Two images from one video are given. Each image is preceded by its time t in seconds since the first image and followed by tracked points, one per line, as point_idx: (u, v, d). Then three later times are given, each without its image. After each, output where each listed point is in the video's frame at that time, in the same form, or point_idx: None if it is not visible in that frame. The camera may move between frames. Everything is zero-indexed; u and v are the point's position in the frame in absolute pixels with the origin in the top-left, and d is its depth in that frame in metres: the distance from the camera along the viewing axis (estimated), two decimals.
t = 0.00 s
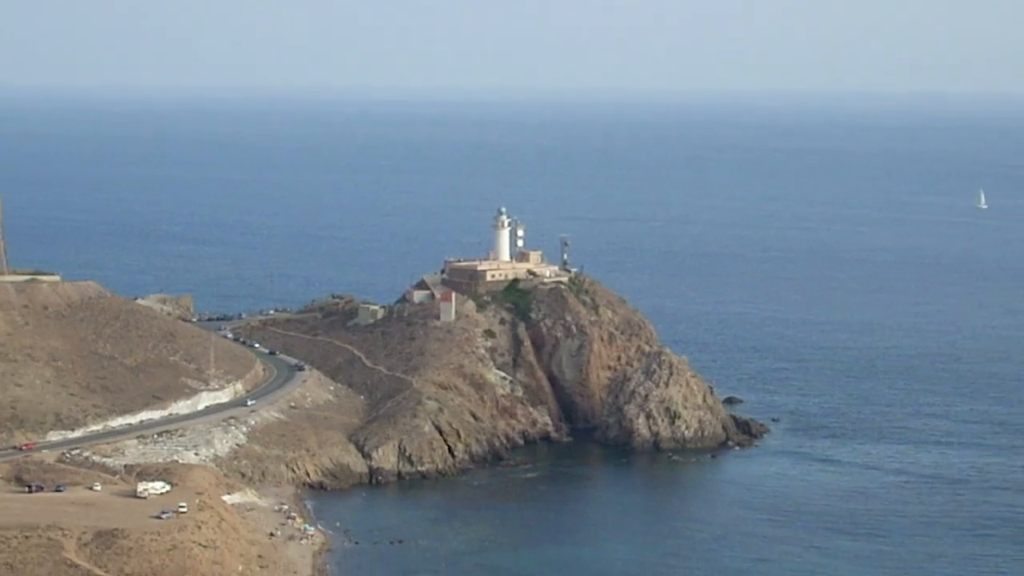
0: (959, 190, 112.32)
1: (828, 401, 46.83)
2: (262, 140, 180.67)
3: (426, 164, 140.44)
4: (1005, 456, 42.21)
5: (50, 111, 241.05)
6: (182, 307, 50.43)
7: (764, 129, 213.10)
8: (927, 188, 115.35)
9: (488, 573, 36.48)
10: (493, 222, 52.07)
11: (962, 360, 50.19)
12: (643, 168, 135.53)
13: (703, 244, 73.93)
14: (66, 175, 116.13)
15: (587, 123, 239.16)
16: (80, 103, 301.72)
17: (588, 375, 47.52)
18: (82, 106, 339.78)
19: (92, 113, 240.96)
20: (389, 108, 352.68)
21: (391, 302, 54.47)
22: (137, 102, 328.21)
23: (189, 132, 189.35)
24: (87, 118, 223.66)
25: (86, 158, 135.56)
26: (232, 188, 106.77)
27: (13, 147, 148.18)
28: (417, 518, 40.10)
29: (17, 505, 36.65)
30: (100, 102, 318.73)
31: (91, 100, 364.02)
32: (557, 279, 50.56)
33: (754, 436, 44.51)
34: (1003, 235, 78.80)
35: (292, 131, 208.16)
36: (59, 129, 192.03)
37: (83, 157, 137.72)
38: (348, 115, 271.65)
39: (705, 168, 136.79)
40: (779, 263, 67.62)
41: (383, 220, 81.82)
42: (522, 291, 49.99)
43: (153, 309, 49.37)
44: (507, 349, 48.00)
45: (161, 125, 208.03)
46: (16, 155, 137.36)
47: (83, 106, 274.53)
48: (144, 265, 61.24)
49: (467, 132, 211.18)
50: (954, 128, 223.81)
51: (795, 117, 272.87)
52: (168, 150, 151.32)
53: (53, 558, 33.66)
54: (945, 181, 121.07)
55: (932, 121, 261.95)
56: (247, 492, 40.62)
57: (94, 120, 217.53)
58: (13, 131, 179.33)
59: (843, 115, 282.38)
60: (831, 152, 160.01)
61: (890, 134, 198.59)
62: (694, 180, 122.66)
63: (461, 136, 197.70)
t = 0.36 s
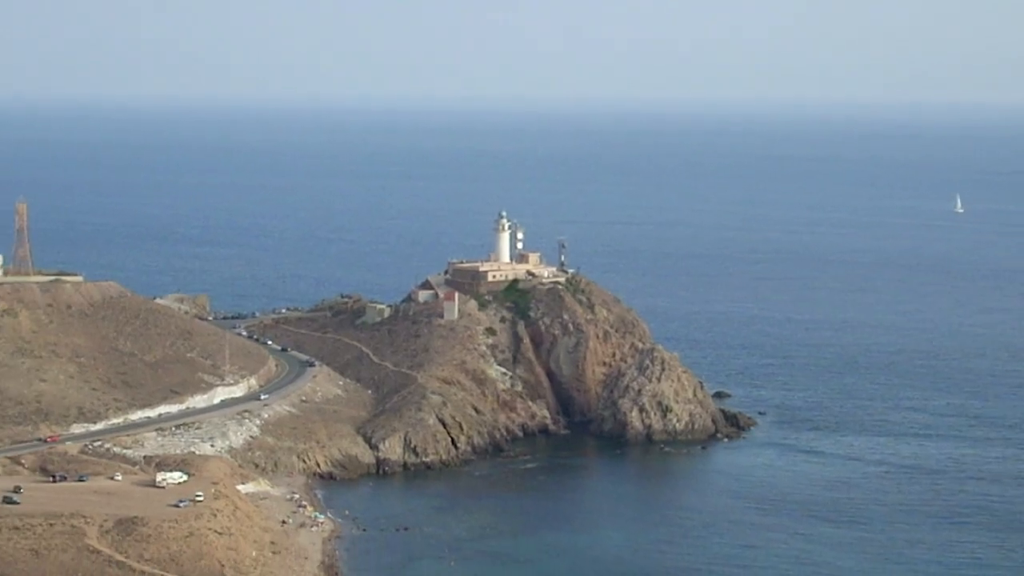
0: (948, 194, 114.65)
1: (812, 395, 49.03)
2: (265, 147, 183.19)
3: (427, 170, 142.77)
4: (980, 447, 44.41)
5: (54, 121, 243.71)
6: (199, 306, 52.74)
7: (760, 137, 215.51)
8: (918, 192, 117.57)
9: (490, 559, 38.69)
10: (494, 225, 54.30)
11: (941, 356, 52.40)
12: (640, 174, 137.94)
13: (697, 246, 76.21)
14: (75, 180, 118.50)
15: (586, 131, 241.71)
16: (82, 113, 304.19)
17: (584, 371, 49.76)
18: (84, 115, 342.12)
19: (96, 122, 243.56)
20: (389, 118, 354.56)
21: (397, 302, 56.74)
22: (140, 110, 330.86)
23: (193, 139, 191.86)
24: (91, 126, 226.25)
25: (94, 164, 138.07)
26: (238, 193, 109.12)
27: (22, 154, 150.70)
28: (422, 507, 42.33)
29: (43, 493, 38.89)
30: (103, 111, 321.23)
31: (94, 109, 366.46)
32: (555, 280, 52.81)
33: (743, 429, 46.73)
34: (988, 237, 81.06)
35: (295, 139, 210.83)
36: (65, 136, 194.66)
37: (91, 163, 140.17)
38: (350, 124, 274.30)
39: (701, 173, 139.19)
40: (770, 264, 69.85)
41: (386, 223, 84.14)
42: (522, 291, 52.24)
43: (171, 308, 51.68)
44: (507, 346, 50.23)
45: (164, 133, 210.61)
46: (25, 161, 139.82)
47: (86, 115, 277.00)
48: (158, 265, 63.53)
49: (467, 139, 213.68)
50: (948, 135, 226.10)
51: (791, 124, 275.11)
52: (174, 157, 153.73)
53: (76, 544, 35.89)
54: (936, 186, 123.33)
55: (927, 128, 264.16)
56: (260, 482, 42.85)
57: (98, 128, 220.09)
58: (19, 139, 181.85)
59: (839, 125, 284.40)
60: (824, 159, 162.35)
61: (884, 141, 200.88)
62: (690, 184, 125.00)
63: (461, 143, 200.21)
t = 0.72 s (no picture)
0: (938, 200, 117.22)
1: (796, 389, 51.47)
2: (270, 154, 185.99)
3: (429, 176, 145.45)
4: (955, 439, 46.82)
5: (62, 131, 246.78)
6: (216, 305, 55.32)
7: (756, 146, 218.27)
8: (908, 198, 120.07)
9: (492, 545, 41.15)
10: (494, 228, 56.74)
11: (920, 352, 54.86)
12: (638, 180, 140.63)
13: (690, 248, 78.72)
14: (86, 186, 121.29)
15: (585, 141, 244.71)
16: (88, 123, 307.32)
17: (581, 367, 52.25)
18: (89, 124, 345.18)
19: (102, 131, 246.73)
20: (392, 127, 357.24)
21: (403, 301, 59.25)
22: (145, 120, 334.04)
23: (199, 147, 194.87)
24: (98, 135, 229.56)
25: (104, 170, 140.94)
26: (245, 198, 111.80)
27: (34, 162, 153.77)
28: (428, 495, 44.82)
29: (68, 483, 41.40)
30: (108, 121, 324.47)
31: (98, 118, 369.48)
32: (553, 280, 55.30)
33: (731, 421, 49.21)
34: (972, 241, 83.58)
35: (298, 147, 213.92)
36: (72, 145, 197.86)
37: (100, 170, 142.96)
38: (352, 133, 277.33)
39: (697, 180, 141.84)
40: (761, 265, 72.35)
41: (390, 227, 86.74)
42: (521, 291, 54.75)
43: (188, 306, 54.27)
44: (507, 343, 52.68)
45: (169, 142, 213.78)
46: (36, 168, 142.73)
47: (92, 126, 281.07)
48: (173, 266, 66.13)
49: (468, 147, 216.59)
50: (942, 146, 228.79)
51: (788, 134, 277.88)
52: (182, 164, 156.57)
53: (99, 530, 38.39)
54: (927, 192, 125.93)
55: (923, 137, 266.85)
56: (274, 472, 45.33)
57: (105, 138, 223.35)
58: (27, 149, 185.07)
59: (836, 134, 286.82)
60: (818, 167, 164.89)
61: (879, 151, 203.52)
62: (686, 190, 127.63)
63: (462, 151, 203.10)
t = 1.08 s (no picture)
0: (926, 206, 120.28)
1: (780, 384, 54.24)
2: (274, 161, 189.31)
3: (430, 182, 148.53)
4: (930, 430, 49.59)
5: (68, 139, 250.31)
6: (232, 304, 58.20)
7: (751, 157, 221.47)
8: (896, 203, 122.96)
9: (493, 530, 43.92)
10: (495, 232, 59.60)
11: (899, 348, 57.66)
12: (634, 186, 143.80)
13: (683, 250, 81.59)
14: (96, 192, 124.23)
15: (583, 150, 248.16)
16: (92, 132, 310.76)
17: (577, 362, 55.06)
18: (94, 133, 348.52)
19: (107, 141, 250.52)
20: (392, 134, 360.34)
21: (409, 300, 62.08)
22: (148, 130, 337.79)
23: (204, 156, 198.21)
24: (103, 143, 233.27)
25: (114, 177, 144.31)
26: (252, 203, 114.70)
27: (44, 169, 157.10)
28: (433, 484, 47.61)
29: (94, 472, 44.21)
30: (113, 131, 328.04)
31: (102, 127, 372.70)
32: (551, 280, 58.12)
33: (719, 413, 51.99)
34: (955, 243, 86.48)
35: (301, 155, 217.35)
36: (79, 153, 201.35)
37: (109, 176, 146.17)
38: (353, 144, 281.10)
39: (692, 186, 145.03)
40: (750, 266, 75.20)
41: (394, 230, 89.67)
42: (521, 291, 57.62)
43: (205, 305, 57.08)
44: (508, 340, 55.51)
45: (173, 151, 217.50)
46: (46, 175, 145.75)
47: (96, 136, 284.74)
48: (187, 267, 69.04)
49: (468, 154, 219.83)
50: (935, 155, 232.14)
51: (784, 142, 281.36)
52: (188, 172, 159.52)
53: (123, 517, 41.15)
54: (916, 199, 129.04)
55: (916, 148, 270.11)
56: (287, 461, 48.14)
57: (109, 147, 226.92)
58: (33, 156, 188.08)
59: (829, 145, 290.31)
60: (812, 175, 167.94)
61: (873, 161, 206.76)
62: (681, 196, 130.61)
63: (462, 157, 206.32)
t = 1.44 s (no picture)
0: (916, 212, 123.38)
1: (765, 378, 57.33)
2: (282, 169, 193.00)
3: (433, 189, 151.97)
4: (905, 422, 52.63)
5: (78, 151, 254.18)
6: (249, 303, 61.44)
7: (750, 166, 224.68)
8: (883, 210, 126.21)
9: (495, 516, 47.00)
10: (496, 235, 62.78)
11: (878, 345, 60.74)
12: (633, 193, 147.09)
13: (674, 252, 84.72)
14: (105, 198, 127.61)
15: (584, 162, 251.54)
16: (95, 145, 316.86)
17: (574, 358, 58.21)
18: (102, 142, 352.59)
19: (116, 152, 254.33)
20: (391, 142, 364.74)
21: (416, 299, 65.29)
22: (154, 141, 341.71)
23: (213, 166, 202.10)
24: (111, 155, 237.09)
25: (127, 185, 148.00)
26: (258, 208, 117.92)
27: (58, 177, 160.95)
28: (438, 473, 50.73)
29: (119, 461, 47.41)
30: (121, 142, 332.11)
31: (109, 137, 376.62)
32: (550, 281, 61.31)
33: (707, 406, 55.09)
34: (941, 246, 89.58)
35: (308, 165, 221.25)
36: (91, 162, 205.42)
37: (122, 185, 149.92)
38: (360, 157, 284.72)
39: (690, 194, 148.39)
40: (742, 268, 78.34)
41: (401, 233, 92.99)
42: (520, 291, 60.81)
43: (223, 304, 60.35)
44: (508, 337, 58.67)
45: (183, 159, 221.53)
46: (56, 183, 149.29)
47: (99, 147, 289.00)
48: (203, 268, 72.30)
49: (472, 163, 223.41)
50: (931, 165, 235.03)
51: (777, 156, 285.11)
52: (194, 179, 163.00)
53: (145, 503, 44.29)
54: (907, 207, 132.20)
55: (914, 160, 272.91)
56: (300, 451, 51.26)
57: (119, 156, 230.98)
58: (41, 166, 191.62)
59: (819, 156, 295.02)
60: (808, 185, 171.23)
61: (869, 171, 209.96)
62: (674, 202, 133.84)
63: (465, 165, 209.97)
